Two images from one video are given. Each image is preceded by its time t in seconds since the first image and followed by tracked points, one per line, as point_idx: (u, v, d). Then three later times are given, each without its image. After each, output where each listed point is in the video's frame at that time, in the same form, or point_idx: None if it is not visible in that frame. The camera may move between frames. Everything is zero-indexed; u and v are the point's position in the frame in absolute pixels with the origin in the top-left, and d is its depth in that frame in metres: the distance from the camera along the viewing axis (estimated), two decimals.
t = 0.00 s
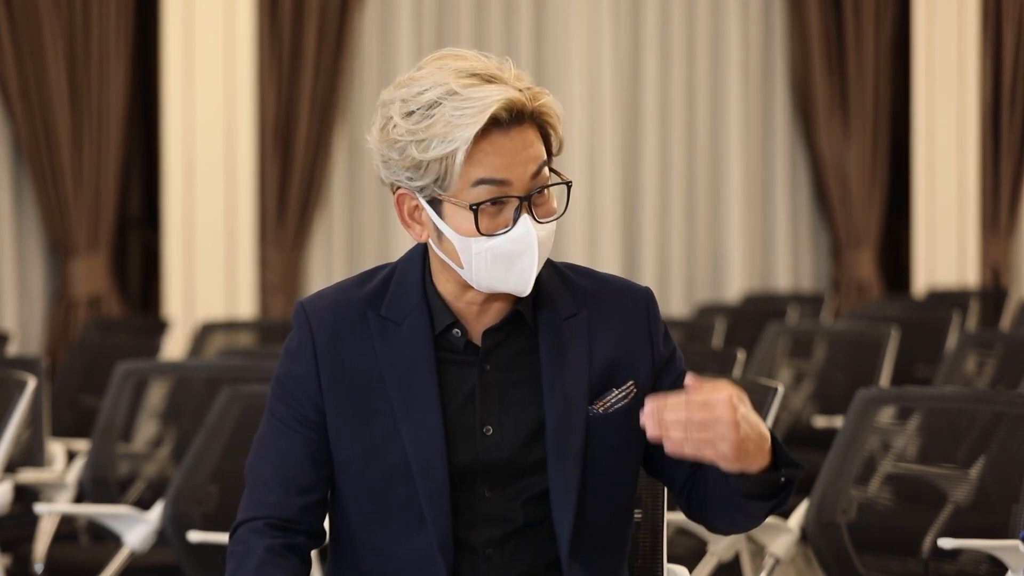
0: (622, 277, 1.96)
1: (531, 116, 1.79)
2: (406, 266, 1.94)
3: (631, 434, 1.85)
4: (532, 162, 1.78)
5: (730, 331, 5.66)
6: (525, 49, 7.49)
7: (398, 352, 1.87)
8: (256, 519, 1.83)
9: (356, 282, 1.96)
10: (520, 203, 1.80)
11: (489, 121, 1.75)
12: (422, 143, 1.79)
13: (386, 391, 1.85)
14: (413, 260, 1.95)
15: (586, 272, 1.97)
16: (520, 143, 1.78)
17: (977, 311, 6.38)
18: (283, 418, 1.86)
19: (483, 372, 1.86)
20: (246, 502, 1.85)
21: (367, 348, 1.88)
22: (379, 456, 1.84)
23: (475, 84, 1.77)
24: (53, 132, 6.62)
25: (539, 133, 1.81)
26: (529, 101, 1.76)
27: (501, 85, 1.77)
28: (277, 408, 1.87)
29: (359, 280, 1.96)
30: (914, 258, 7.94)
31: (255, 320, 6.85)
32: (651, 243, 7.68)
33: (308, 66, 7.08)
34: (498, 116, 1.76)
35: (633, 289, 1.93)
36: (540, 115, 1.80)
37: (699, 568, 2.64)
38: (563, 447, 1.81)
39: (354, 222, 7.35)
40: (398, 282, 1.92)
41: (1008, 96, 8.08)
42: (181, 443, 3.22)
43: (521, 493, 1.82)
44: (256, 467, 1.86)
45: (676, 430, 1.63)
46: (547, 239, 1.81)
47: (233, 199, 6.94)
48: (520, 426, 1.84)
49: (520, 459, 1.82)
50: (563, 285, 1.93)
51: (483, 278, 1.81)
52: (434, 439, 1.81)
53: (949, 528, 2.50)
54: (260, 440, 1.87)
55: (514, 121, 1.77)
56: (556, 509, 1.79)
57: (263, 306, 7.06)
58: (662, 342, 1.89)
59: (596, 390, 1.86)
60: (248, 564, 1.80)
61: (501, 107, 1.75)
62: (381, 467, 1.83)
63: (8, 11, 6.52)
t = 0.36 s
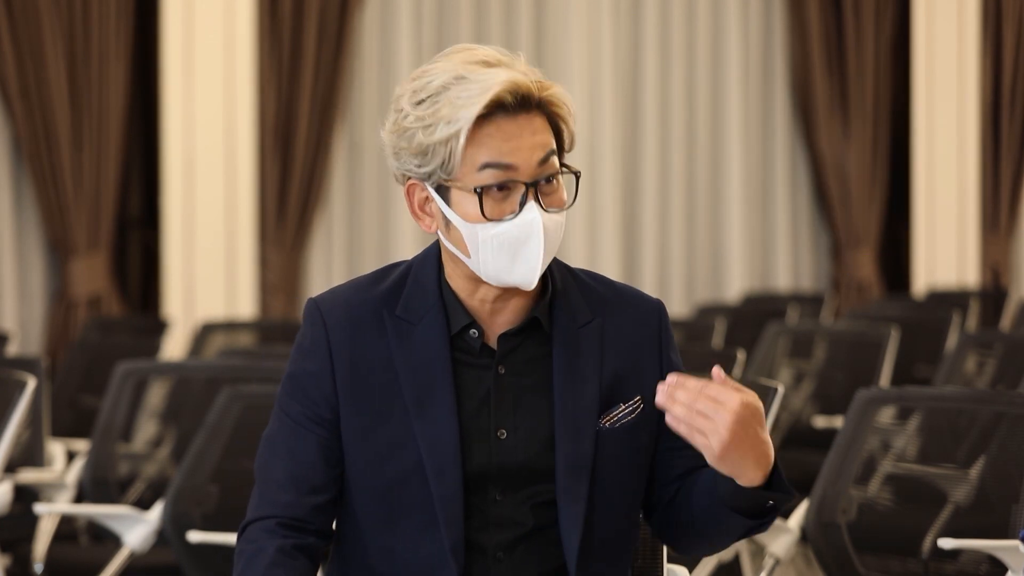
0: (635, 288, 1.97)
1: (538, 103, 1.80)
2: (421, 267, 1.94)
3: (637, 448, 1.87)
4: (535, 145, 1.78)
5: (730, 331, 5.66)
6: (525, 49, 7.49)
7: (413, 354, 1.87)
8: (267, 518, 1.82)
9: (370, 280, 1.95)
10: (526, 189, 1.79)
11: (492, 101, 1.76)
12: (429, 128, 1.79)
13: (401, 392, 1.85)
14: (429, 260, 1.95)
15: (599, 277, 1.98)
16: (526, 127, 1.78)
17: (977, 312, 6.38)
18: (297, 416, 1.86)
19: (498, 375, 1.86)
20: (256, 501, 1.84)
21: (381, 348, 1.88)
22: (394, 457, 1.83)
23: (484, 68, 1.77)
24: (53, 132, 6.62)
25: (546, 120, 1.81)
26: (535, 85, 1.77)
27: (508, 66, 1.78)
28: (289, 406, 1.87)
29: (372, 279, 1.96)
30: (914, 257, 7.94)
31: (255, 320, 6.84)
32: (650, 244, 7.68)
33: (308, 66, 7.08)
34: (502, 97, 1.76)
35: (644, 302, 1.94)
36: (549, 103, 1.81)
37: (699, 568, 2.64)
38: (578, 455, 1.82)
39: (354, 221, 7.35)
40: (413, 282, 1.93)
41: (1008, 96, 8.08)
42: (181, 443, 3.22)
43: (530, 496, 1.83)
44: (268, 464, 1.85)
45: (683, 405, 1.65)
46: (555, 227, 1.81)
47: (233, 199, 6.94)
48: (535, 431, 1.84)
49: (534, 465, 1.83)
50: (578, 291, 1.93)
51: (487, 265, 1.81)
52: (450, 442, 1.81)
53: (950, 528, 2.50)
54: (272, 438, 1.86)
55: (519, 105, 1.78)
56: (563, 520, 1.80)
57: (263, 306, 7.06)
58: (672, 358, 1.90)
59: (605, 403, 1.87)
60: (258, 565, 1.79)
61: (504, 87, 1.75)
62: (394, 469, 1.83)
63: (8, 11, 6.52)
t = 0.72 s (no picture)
0: (632, 286, 1.96)
1: (528, 101, 1.80)
2: (418, 268, 1.94)
3: (636, 448, 1.87)
4: (525, 140, 1.78)
5: (730, 331, 5.66)
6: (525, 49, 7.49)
7: (410, 356, 1.86)
8: (264, 522, 1.82)
9: (366, 282, 1.95)
10: (517, 184, 1.80)
11: (479, 96, 1.77)
12: (419, 127, 1.80)
13: (398, 394, 1.85)
14: (426, 261, 1.95)
15: (596, 275, 1.97)
16: (516, 124, 1.79)
17: (977, 312, 6.37)
18: (293, 420, 1.85)
19: (496, 375, 1.86)
20: (253, 504, 1.84)
21: (378, 350, 1.88)
22: (390, 460, 1.83)
23: (471, 65, 1.79)
24: (53, 132, 6.62)
25: (537, 118, 1.82)
26: (522, 81, 1.78)
27: (495, 64, 1.79)
28: (285, 410, 1.86)
29: (369, 281, 1.95)
30: (914, 257, 7.94)
31: (255, 320, 6.84)
32: (650, 244, 7.68)
33: (308, 66, 7.08)
34: (489, 92, 1.77)
35: (641, 298, 1.94)
36: (540, 100, 1.82)
37: (700, 568, 2.64)
38: (579, 455, 1.82)
39: (354, 220, 7.35)
40: (410, 283, 1.92)
41: (1008, 96, 8.07)
42: (181, 443, 3.22)
43: (530, 497, 1.83)
44: (264, 468, 1.85)
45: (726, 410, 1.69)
46: (547, 224, 1.81)
47: (233, 199, 6.94)
48: (534, 431, 1.84)
49: (533, 466, 1.83)
50: (576, 289, 1.93)
51: (479, 262, 1.81)
52: (447, 444, 1.81)
53: (949, 528, 2.51)
54: (268, 441, 1.86)
55: (508, 101, 1.79)
56: (569, 522, 1.80)
57: (263, 306, 7.06)
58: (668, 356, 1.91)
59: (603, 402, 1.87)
60: (255, 565, 1.79)
61: (490, 82, 1.76)
62: (391, 471, 1.83)
63: (8, 11, 6.52)
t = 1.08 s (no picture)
0: (622, 285, 1.98)
1: (510, 89, 1.82)
2: (411, 268, 1.94)
3: (631, 447, 1.88)
4: (494, 123, 1.80)
5: (730, 331, 5.66)
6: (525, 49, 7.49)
7: (403, 356, 1.86)
8: (258, 523, 1.82)
9: (359, 282, 1.95)
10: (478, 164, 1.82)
11: (454, 73, 1.81)
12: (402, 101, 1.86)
13: (391, 395, 1.85)
14: (418, 261, 1.95)
15: (588, 275, 1.98)
16: (488, 105, 1.81)
17: (977, 312, 6.37)
18: (287, 422, 1.85)
19: (490, 375, 1.86)
20: (247, 505, 1.84)
21: (371, 350, 1.87)
22: (384, 461, 1.83)
23: (459, 46, 1.84)
24: (53, 132, 6.61)
25: (519, 107, 1.83)
26: (501, 66, 1.81)
27: (484, 48, 1.83)
28: (279, 411, 1.86)
29: (362, 281, 1.95)
30: (915, 257, 7.94)
31: (255, 321, 6.84)
32: (651, 244, 7.68)
33: (308, 66, 7.08)
34: (464, 72, 1.81)
35: (632, 298, 1.95)
36: (526, 92, 1.83)
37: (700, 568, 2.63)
38: (574, 457, 1.83)
39: (354, 220, 7.35)
40: (403, 284, 1.92)
41: (1008, 96, 8.07)
42: (181, 443, 3.22)
43: (525, 498, 1.84)
44: (258, 469, 1.85)
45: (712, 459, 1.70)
46: (506, 206, 1.82)
47: (233, 199, 6.93)
48: (529, 429, 1.84)
49: (527, 466, 1.83)
50: (570, 289, 1.94)
51: (437, 236, 1.84)
52: (441, 444, 1.81)
53: (950, 528, 2.51)
54: (262, 443, 1.86)
55: (486, 85, 1.81)
56: (567, 524, 1.81)
57: (263, 306, 7.06)
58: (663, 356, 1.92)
59: (598, 403, 1.88)
60: (250, 566, 1.79)
61: (466, 61, 1.81)
62: (385, 472, 1.83)
63: (8, 10, 6.52)
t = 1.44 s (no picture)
0: (623, 288, 1.97)
1: (505, 93, 1.82)
2: (407, 269, 1.94)
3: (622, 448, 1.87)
4: (484, 128, 1.80)
5: (730, 331, 5.66)
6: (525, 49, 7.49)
7: (399, 356, 1.86)
8: (259, 523, 1.82)
9: (357, 283, 1.95)
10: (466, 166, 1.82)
11: (447, 77, 1.80)
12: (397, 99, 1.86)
13: (387, 395, 1.85)
14: (415, 261, 1.95)
15: (587, 278, 1.98)
16: (481, 109, 1.81)
17: (977, 312, 6.37)
18: (286, 423, 1.85)
19: (480, 377, 1.86)
20: (248, 505, 1.84)
21: (366, 350, 1.87)
22: (380, 461, 1.83)
23: (456, 49, 1.83)
24: (53, 132, 6.61)
25: (513, 111, 1.82)
26: (495, 71, 1.80)
27: (481, 52, 1.82)
28: (278, 412, 1.86)
29: (359, 282, 1.95)
30: (914, 257, 7.94)
31: (255, 320, 6.84)
32: (651, 244, 7.68)
33: (308, 65, 7.08)
34: (457, 75, 1.80)
35: (633, 300, 1.94)
36: (521, 97, 1.83)
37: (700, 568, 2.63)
38: (557, 457, 1.82)
39: (354, 220, 7.35)
40: (399, 283, 1.92)
41: (1008, 96, 8.07)
42: (181, 443, 3.22)
43: (516, 498, 1.83)
44: (259, 469, 1.85)
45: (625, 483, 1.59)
46: (493, 209, 1.83)
47: (233, 199, 6.93)
48: (519, 431, 1.85)
49: (516, 467, 1.83)
50: (563, 291, 1.93)
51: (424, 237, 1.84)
52: (436, 443, 1.81)
53: (949, 528, 2.51)
54: (262, 443, 1.86)
55: (479, 89, 1.81)
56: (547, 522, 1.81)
57: (263, 306, 7.06)
58: (658, 359, 1.90)
59: (588, 405, 1.87)
60: (251, 566, 1.79)
61: (460, 65, 1.80)
62: (381, 472, 1.83)
63: (7, 10, 6.52)
